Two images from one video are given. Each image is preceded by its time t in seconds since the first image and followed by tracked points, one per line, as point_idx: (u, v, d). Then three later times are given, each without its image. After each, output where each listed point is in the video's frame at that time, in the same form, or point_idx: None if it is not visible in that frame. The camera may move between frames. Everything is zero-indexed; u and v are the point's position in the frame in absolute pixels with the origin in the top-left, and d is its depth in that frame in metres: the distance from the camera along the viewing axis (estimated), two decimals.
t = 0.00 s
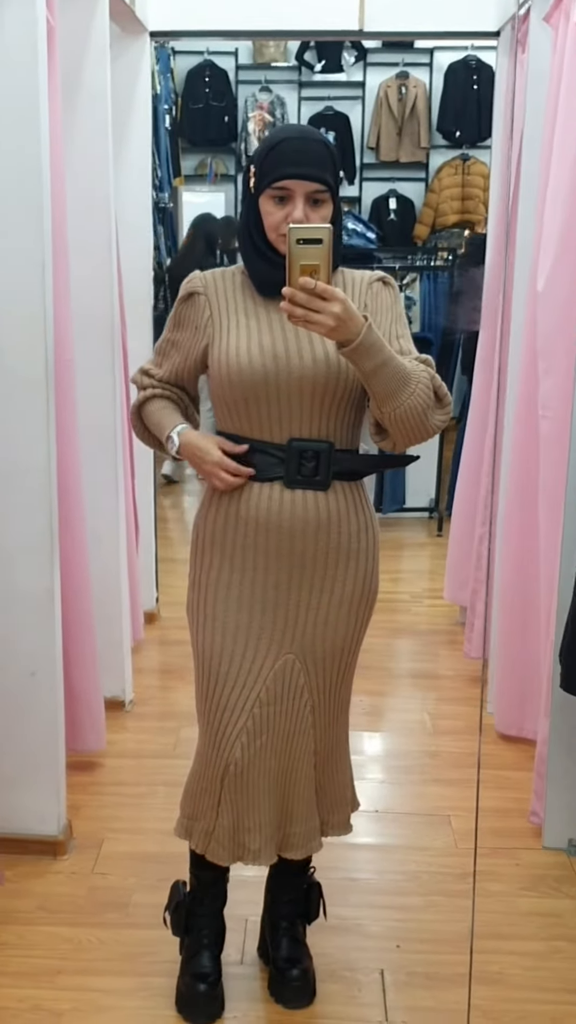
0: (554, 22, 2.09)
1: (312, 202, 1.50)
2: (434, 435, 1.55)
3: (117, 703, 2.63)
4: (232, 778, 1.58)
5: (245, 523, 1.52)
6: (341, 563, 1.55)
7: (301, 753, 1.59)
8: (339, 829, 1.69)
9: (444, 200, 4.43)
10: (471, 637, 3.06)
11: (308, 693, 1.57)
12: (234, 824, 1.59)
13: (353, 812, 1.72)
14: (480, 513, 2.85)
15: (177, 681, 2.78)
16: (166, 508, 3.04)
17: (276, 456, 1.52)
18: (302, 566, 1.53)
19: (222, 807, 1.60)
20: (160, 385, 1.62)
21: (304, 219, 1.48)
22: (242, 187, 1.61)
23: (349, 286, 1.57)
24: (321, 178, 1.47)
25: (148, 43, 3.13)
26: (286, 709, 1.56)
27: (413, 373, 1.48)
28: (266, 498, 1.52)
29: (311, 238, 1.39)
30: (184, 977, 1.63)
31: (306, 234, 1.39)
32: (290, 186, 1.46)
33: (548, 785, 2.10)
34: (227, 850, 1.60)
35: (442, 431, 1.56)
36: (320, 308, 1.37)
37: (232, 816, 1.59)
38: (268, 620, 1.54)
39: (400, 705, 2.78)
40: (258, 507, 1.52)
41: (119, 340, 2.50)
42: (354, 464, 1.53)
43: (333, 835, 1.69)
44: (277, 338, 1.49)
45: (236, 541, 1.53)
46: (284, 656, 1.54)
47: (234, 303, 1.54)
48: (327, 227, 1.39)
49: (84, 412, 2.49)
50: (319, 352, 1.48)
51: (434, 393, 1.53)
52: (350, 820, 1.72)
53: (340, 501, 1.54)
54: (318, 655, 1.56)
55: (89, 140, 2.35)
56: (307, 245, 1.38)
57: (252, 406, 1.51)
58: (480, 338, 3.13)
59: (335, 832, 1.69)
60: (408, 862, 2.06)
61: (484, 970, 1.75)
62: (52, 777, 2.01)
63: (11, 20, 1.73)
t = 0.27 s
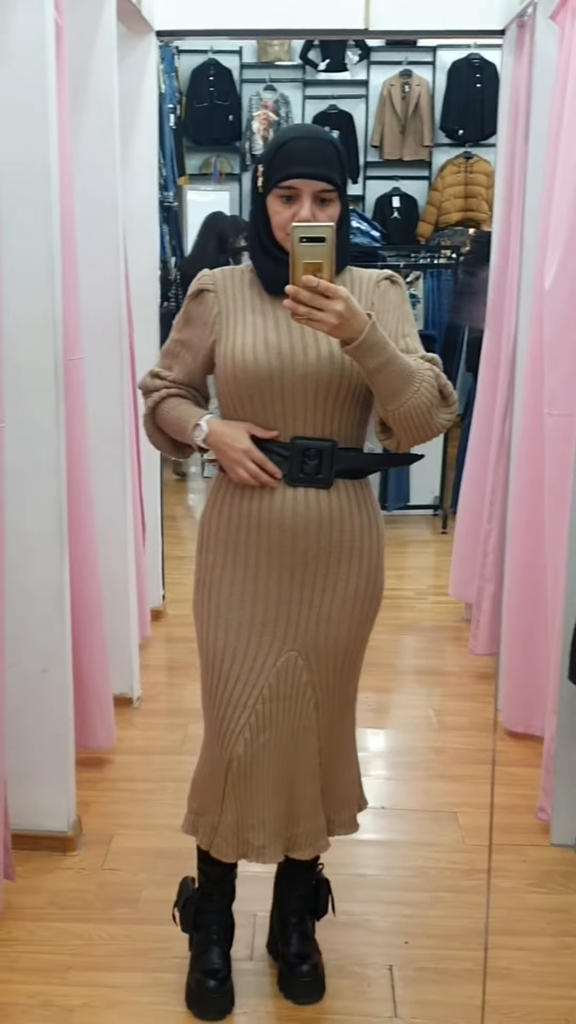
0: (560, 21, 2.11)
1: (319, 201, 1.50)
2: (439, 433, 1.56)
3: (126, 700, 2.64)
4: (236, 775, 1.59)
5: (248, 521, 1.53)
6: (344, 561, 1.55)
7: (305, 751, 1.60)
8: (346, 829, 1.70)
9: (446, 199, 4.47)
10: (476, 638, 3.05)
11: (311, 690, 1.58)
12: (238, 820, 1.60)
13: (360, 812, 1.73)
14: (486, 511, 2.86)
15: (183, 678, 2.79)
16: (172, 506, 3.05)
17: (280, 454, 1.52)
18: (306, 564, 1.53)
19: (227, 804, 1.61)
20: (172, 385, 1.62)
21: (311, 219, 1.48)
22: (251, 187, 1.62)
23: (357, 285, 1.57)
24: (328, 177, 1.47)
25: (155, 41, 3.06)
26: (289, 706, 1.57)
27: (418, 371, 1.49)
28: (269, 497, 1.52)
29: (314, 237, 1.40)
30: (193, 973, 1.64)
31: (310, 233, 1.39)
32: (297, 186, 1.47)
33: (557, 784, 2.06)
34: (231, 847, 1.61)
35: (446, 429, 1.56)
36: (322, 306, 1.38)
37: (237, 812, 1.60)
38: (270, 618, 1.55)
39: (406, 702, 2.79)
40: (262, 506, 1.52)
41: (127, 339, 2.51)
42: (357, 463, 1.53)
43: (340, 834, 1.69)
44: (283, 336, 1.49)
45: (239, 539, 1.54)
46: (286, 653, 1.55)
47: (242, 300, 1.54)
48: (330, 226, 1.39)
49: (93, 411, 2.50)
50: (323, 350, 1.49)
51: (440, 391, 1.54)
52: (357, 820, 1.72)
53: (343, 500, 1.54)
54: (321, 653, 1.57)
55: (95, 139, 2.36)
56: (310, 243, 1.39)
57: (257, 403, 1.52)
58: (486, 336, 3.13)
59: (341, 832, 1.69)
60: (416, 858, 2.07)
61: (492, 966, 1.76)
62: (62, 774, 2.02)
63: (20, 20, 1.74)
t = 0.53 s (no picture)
0: None
1: (339, 199, 1.50)
2: (459, 429, 1.54)
3: (145, 698, 2.65)
4: (252, 772, 1.59)
5: (265, 520, 1.53)
6: (362, 560, 1.54)
7: (322, 751, 1.59)
8: (365, 832, 1.68)
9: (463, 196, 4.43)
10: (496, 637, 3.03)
11: (328, 689, 1.57)
12: (254, 818, 1.60)
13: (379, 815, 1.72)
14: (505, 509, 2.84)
15: (202, 676, 2.79)
16: (191, 504, 3.05)
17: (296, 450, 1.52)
18: (323, 562, 1.52)
19: (243, 801, 1.61)
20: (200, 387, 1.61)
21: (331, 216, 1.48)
22: (271, 184, 1.61)
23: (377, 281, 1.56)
24: (347, 175, 1.47)
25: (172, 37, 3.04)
26: (305, 704, 1.57)
27: (437, 367, 1.48)
28: (286, 495, 1.52)
29: (330, 234, 1.39)
30: (215, 971, 1.64)
31: (325, 230, 1.39)
32: (316, 183, 1.46)
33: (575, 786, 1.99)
34: (248, 845, 1.61)
35: (467, 425, 1.54)
36: (338, 302, 1.38)
37: (253, 810, 1.60)
38: (286, 616, 1.54)
39: (425, 700, 2.78)
40: (279, 504, 1.52)
41: (145, 336, 2.52)
42: (375, 461, 1.52)
43: (360, 838, 1.68)
44: (302, 333, 1.49)
45: (256, 538, 1.54)
46: (302, 652, 1.55)
47: (262, 298, 1.54)
48: (346, 222, 1.38)
49: (112, 409, 2.50)
50: (341, 347, 1.49)
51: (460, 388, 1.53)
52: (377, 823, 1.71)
53: (361, 498, 1.53)
54: (338, 652, 1.56)
55: (113, 137, 2.36)
56: (326, 240, 1.39)
57: (275, 400, 1.52)
58: (505, 333, 3.12)
59: (360, 836, 1.68)
60: (436, 857, 2.07)
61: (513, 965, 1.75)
62: (82, 771, 2.03)
63: (40, 19, 1.74)
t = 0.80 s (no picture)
0: None
1: (352, 199, 1.50)
2: (472, 428, 1.52)
3: (159, 697, 2.66)
4: (268, 772, 1.59)
5: (279, 519, 1.53)
6: (376, 559, 1.54)
7: (339, 750, 1.59)
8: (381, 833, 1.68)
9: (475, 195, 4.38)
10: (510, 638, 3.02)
11: (343, 689, 1.57)
12: (270, 818, 1.60)
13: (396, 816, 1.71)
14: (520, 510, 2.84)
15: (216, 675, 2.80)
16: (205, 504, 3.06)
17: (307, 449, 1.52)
18: (337, 562, 1.52)
19: (259, 801, 1.61)
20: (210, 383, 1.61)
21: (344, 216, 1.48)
22: (285, 185, 1.61)
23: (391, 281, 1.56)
24: (360, 175, 1.47)
25: (187, 38, 3.04)
26: (321, 704, 1.56)
27: (450, 366, 1.47)
28: (300, 495, 1.52)
29: (342, 233, 1.39)
30: (231, 970, 1.65)
31: (337, 229, 1.39)
32: (329, 183, 1.46)
33: None
34: (264, 845, 1.61)
35: (481, 425, 1.53)
36: (350, 301, 1.38)
37: (269, 810, 1.60)
38: (301, 616, 1.54)
39: (439, 701, 2.78)
40: (292, 503, 1.52)
41: (160, 336, 2.53)
42: (386, 458, 1.52)
43: (378, 839, 1.68)
44: (316, 333, 1.49)
45: (270, 537, 1.54)
46: (317, 652, 1.55)
47: (276, 299, 1.55)
48: (358, 221, 1.38)
49: (127, 410, 2.51)
50: (355, 347, 1.48)
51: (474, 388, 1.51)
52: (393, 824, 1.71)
53: (374, 498, 1.53)
54: (353, 652, 1.56)
55: (128, 139, 2.37)
56: (338, 239, 1.39)
57: (289, 400, 1.52)
58: (519, 333, 3.11)
59: (377, 837, 1.67)
60: (452, 857, 2.07)
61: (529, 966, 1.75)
62: (97, 770, 2.03)
63: (56, 20, 1.74)
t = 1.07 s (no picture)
0: None
1: (359, 196, 1.50)
2: (479, 426, 1.52)
3: (165, 693, 2.67)
4: (275, 769, 1.59)
5: (285, 515, 1.53)
6: (382, 555, 1.54)
7: (345, 747, 1.59)
8: (388, 829, 1.68)
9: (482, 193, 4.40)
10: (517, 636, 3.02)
11: (350, 686, 1.57)
12: (277, 815, 1.60)
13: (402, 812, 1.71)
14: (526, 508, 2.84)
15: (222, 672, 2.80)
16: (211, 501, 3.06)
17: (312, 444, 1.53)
18: (343, 558, 1.52)
19: (266, 798, 1.61)
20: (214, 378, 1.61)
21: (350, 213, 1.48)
22: (292, 183, 1.61)
23: (397, 278, 1.56)
24: (367, 171, 1.46)
25: (194, 36, 3.04)
26: (328, 701, 1.57)
27: (456, 363, 1.47)
28: (306, 491, 1.52)
29: (348, 230, 1.39)
30: (238, 966, 1.65)
31: (343, 226, 1.39)
32: (335, 180, 1.46)
33: None
34: (271, 842, 1.61)
35: (487, 422, 1.52)
36: (355, 298, 1.38)
37: (276, 807, 1.60)
38: (307, 613, 1.54)
39: (445, 698, 2.78)
40: (299, 500, 1.52)
41: (167, 333, 2.53)
42: (390, 451, 1.52)
43: (384, 835, 1.68)
44: (323, 330, 1.49)
45: (276, 533, 1.54)
46: (324, 649, 1.55)
47: (282, 295, 1.55)
48: (364, 219, 1.38)
49: (135, 407, 2.51)
50: (362, 345, 1.48)
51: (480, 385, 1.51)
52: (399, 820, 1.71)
53: (381, 494, 1.53)
54: (359, 649, 1.56)
55: (136, 138, 2.37)
56: (343, 237, 1.39)
57: (295, 397, 1.52)
58: (526, 330, 3.11)
59: (383, 832, 1.67)
60: (458, 854, 2.07)
61: (536, 963, 1.75)
62: (104, 766, 2.04)
63: (63, 17, 1.74)
